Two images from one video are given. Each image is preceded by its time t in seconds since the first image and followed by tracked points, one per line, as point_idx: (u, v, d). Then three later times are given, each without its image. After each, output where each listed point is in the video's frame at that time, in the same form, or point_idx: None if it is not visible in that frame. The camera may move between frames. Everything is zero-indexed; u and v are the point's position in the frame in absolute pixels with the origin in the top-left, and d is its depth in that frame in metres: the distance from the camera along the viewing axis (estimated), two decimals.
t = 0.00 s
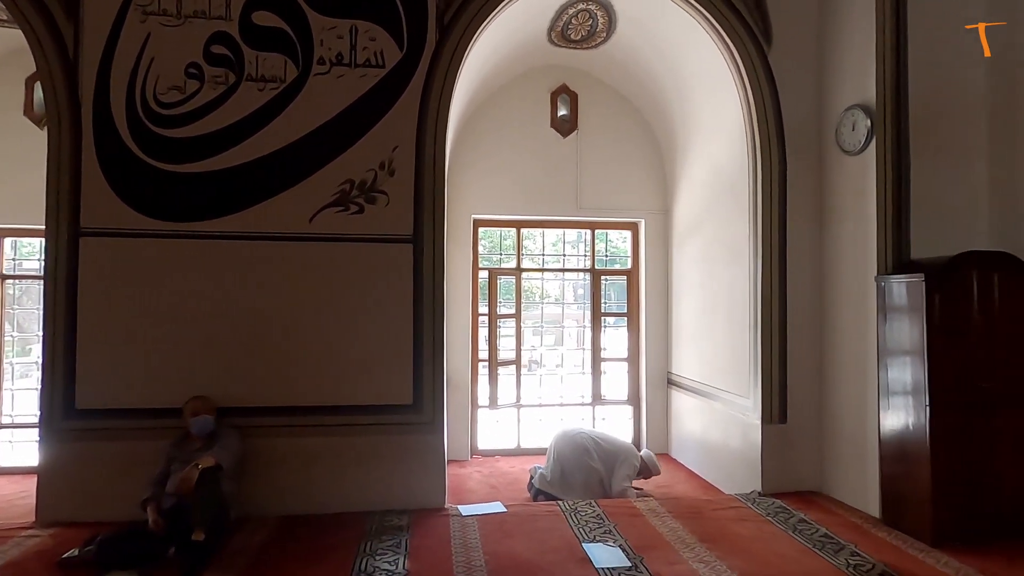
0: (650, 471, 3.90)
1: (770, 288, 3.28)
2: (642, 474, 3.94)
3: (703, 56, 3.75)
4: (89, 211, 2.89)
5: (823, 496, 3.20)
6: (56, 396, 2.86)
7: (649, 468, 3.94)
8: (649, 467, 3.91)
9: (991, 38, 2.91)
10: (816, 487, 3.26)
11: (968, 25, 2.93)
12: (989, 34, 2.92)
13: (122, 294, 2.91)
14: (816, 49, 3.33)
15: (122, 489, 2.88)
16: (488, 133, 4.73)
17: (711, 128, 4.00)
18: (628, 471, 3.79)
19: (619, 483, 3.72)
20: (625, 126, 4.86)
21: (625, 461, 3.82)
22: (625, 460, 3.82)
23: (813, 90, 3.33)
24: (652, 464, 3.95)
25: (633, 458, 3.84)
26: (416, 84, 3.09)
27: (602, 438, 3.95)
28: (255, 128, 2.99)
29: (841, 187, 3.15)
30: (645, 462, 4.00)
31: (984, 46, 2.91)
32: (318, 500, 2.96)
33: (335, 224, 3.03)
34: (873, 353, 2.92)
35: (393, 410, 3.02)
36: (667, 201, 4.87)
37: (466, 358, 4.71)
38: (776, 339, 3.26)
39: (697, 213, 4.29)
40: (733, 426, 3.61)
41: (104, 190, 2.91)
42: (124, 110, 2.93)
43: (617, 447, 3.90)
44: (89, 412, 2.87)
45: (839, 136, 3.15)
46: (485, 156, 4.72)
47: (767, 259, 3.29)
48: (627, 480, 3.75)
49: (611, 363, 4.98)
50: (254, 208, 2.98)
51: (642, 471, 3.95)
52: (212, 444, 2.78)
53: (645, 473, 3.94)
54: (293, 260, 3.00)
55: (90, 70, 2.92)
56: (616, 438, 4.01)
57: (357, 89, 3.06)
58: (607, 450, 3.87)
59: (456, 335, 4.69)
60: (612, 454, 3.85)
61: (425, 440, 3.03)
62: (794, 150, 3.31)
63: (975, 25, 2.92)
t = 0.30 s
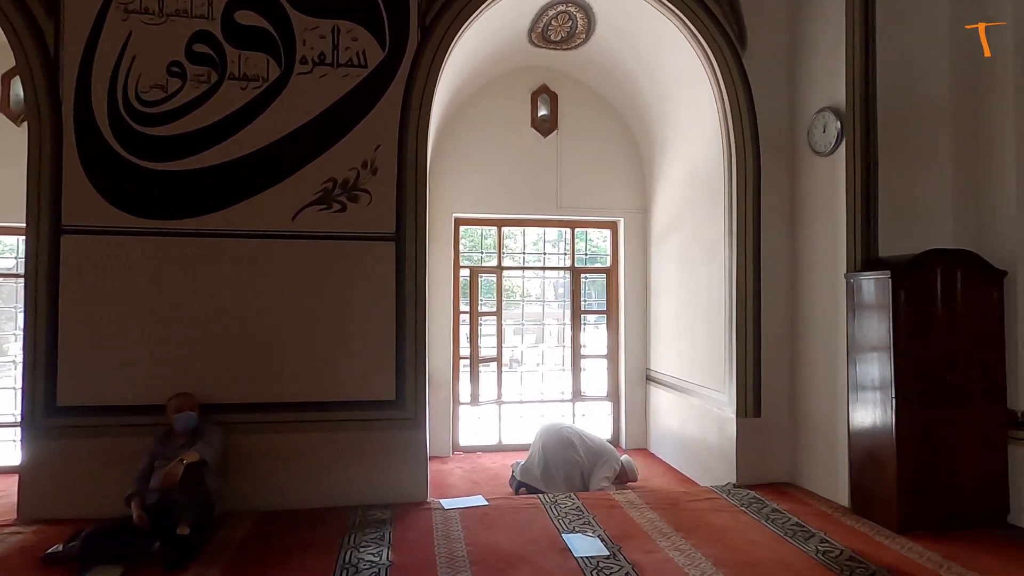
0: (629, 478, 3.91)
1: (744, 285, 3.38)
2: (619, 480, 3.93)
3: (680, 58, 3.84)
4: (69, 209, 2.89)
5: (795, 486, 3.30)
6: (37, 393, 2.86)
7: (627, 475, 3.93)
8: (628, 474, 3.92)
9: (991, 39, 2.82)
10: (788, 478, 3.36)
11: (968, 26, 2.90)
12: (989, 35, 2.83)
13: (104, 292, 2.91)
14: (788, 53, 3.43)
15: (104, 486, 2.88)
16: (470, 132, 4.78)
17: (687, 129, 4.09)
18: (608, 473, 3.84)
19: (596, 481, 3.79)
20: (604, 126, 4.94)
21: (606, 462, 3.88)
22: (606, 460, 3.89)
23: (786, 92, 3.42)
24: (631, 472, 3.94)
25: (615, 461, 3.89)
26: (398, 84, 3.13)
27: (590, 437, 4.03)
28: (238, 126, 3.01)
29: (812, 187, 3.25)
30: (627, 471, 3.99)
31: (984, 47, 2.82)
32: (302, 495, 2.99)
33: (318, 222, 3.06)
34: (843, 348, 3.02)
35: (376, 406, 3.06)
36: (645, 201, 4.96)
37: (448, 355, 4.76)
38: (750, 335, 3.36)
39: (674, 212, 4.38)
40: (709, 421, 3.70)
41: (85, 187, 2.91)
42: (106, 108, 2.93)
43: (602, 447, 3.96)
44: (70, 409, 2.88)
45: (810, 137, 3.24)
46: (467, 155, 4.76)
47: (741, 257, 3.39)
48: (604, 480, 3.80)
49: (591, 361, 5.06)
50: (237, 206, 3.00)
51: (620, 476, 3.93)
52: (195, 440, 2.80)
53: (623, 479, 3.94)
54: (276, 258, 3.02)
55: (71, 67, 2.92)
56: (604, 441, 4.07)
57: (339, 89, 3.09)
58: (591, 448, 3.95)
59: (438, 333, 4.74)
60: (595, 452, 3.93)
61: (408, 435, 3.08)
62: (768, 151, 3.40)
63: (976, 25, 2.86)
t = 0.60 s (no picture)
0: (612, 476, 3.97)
1: (723, 283, 3.45)
2: (603, 477, 3.98)
3: (661, 60, 3.91)
4: (52, 208, 2.88)
5: (773, 479, 3.39)
6: (20, 393, 2.85)
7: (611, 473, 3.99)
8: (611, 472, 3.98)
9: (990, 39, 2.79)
10: (766, 471, 3.45)
11: (969, 25, 2.84)
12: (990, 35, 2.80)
13: (88, 290, 2.91)
14: (766, 56, 3.50)
15: (89, 485, 2.88)
16: (454, 132, 4.81)
17: (669, 130, 4.17)
18: (592, 469, 3.90)
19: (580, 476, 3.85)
20: (588, 126, 5.00)
21: (590, 458, 3.95)
22: (590, 457, 3.95)
23: (764, 95, 3.50)
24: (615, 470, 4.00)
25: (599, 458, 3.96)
26: (384, 84, 3.16)
27: (575, 434, 4.10)
28: (223, 125, 3.02)
29: (789, 187, 3.33)
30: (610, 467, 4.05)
31: (984, 46, 2.78)
32: (288, 492, 3.02)
33: (304, 221, 3.08)
34: (818, 344, 3.10)
35: (362, 403, 3.09)
36: (628, 200, 5.02)
37: (433, 353, 4.79)
38: (729, 331, 3.43)
39: (656, 211, 4.45)
40: (690, 416, 3.78)
41: (68, 186, 2.90)
42: (89, 107, 2.92)
43: (587, 444, 4.03)
44: (54, 409, 2.87)
45: (787, 139, 3.32)
46: (451, 154, 4.80)
47: (721, 255, 3.46)
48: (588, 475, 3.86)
49: (574, 358, 5.12)
50: (222, 205, 3.01)
51: (604, 473, 3.99)
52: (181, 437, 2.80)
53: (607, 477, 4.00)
54: (262, 256, 3.04)
55: (53, 65, 2.91)
56: (589, 439, 4.14)
57: (325, 89, 3.11)
58: (577, 444, 4.02)
59: (423, 331, 4.77)
60: (580, 448, 4.00)
61: (394, 432, 3.11)
62: (747, 152, 3.48)
63: (976, 25, 2.82)
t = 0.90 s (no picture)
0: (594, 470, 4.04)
1: (701, 281, 3.52)
2: (585, 472, 4.07)
3: (640, 61, 3.97)
4: (30, 206, 2.86)
5: (749, 471, 3.47)
6: None
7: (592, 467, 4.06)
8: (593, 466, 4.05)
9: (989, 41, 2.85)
10: (743, 464, 3.53)
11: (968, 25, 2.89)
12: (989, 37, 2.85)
13: (67, 290, 2.90)
14: (742, 58, 3.58)
15: (69, 485, 2.87)
16: (436, 131, 4.83)
17: (648, 130, 4.23)
18: (574, 463, 3.96)
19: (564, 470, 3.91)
20: (569, 125, 5.05)
21: (573, 452, 4.01)
22: (572, 452, 4.02)
23: (740, 96, 3.58)
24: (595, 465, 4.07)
25: (581, 453, 4.03)
26: (366, 84, 3.18)
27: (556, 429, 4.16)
28: (204, 124, 3.02)
29: (765, 187, 3.41)
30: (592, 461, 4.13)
31: (984, 46, 2.84)
32: (271, 490, 3.03)
33: (286, 220, 3.09)
34: (792, 340, 3.18)
35: (345, 401, 3.12)
36: (609, 199, 5.08)
37: (416, 350, 4.82)
38: (707, 328, 3.51)
39: (636, 210, 4.52)
40: (669, 411, 3.85)
41: (46, 185, 2.88)
42: (67, 104, 2.91)
43: (569, 439, 4.10)
44: (34, 409, 2.86)
45: (762, 140, 3.40)
46: (434, 153, 4.82)
47: (699, 254, 3.53)
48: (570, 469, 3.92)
49: (557, 354, 5.18)
50: (203, 204, 3.01)
51: (586, 467, 4.08)
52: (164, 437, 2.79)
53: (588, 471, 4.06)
54: (244, 255, 3.05)
55: (30, 63, 2.88)
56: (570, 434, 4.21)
57: (307, 88, 3.12)
58: (559, 439, 4.08)
59: (406, 329, 4.79)
60: (562, 443, 4.06)
61: (377, 429, 3.13)
62: (724, 153, 3.55)
63: (976, 26, 2.87)
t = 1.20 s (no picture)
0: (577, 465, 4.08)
1: (682, 278, 3.57)
2: (569, 467, 4.08)
3: (622, 62, 4.01)
4: (7, 204, 2.84)
5: (728, 465, 3.53)
6: None
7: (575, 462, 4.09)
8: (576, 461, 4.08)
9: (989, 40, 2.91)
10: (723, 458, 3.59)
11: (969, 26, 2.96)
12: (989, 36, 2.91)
13: (46, 289, 2.87)
14: (722, 58, 3.63)
15: (50, 486, 2.85)
16: (420, 129, 4.84)
17: (630, 130, 4.27)
18: (557, 458, 4.00)
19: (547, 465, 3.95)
20: (552, 124, 5.08)
21: (556, 448, 4.05)
22: (556, 447, 4.06)
23: (719, 96, 3.63)
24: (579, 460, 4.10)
25: (564, 448, 4.07)
26: (348, 83, 3.18)
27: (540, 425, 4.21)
28: (185, 122, 3.01)
29: (744, 185, 3.46)
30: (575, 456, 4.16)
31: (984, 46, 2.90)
32: (255, 488, 3.03)
33: (269, 218, 3.08)
34: (769, 336, 3.24)
35: (328, 399, 3.12)
36: (592, 197, 5.12)
37: (401, 348, 4.83)
38: (687, 325, 3.56)
39: (618, 209, 4.56)
40: (651, 406, 3.90)
41: (23, 183, 2.85)
42: (44, 101, 2.88)
43: (552, 435, 4.14)
44: (12, 409, 2.83)
45: (741, 140, 3.46)
46: (418, 151, 4.83)
47: (680, 251, 3.58)
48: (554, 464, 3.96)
49: (541, 351, 5.21)
50: (185, 202, 3.00)
51: (569, 463, 4.09)
52: (146, 437, 2.79)
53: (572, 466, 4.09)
54: (226, 254, 3.04)
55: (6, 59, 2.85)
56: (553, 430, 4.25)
57: (289, 87, 3.12)
58: (542, 435, 4.12)
59: (390, 327, 4.80)
60: (545, 439, 4.10)
61: (360, 427, 3.15)
62: (704, 152, 3.60)
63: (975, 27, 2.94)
